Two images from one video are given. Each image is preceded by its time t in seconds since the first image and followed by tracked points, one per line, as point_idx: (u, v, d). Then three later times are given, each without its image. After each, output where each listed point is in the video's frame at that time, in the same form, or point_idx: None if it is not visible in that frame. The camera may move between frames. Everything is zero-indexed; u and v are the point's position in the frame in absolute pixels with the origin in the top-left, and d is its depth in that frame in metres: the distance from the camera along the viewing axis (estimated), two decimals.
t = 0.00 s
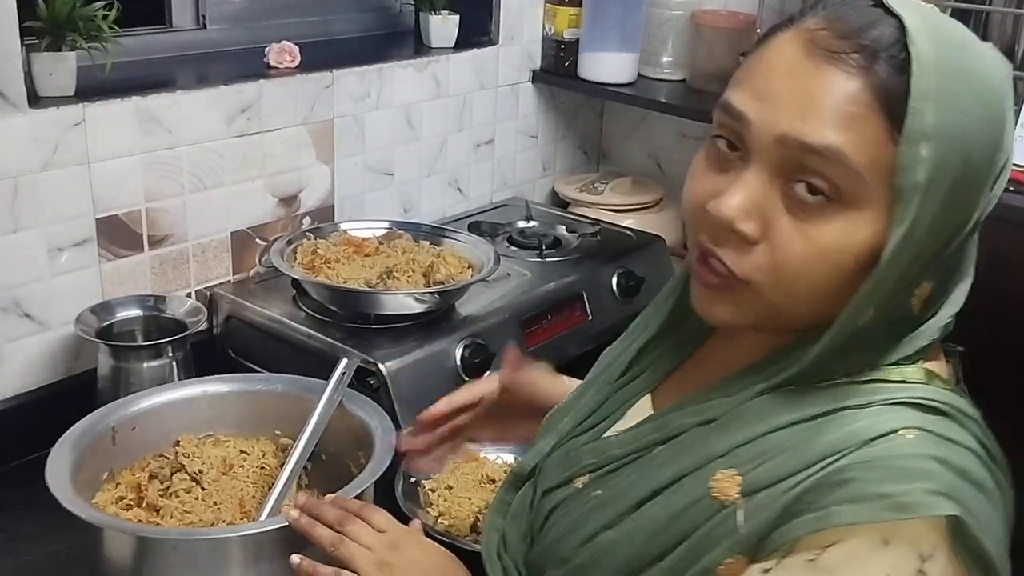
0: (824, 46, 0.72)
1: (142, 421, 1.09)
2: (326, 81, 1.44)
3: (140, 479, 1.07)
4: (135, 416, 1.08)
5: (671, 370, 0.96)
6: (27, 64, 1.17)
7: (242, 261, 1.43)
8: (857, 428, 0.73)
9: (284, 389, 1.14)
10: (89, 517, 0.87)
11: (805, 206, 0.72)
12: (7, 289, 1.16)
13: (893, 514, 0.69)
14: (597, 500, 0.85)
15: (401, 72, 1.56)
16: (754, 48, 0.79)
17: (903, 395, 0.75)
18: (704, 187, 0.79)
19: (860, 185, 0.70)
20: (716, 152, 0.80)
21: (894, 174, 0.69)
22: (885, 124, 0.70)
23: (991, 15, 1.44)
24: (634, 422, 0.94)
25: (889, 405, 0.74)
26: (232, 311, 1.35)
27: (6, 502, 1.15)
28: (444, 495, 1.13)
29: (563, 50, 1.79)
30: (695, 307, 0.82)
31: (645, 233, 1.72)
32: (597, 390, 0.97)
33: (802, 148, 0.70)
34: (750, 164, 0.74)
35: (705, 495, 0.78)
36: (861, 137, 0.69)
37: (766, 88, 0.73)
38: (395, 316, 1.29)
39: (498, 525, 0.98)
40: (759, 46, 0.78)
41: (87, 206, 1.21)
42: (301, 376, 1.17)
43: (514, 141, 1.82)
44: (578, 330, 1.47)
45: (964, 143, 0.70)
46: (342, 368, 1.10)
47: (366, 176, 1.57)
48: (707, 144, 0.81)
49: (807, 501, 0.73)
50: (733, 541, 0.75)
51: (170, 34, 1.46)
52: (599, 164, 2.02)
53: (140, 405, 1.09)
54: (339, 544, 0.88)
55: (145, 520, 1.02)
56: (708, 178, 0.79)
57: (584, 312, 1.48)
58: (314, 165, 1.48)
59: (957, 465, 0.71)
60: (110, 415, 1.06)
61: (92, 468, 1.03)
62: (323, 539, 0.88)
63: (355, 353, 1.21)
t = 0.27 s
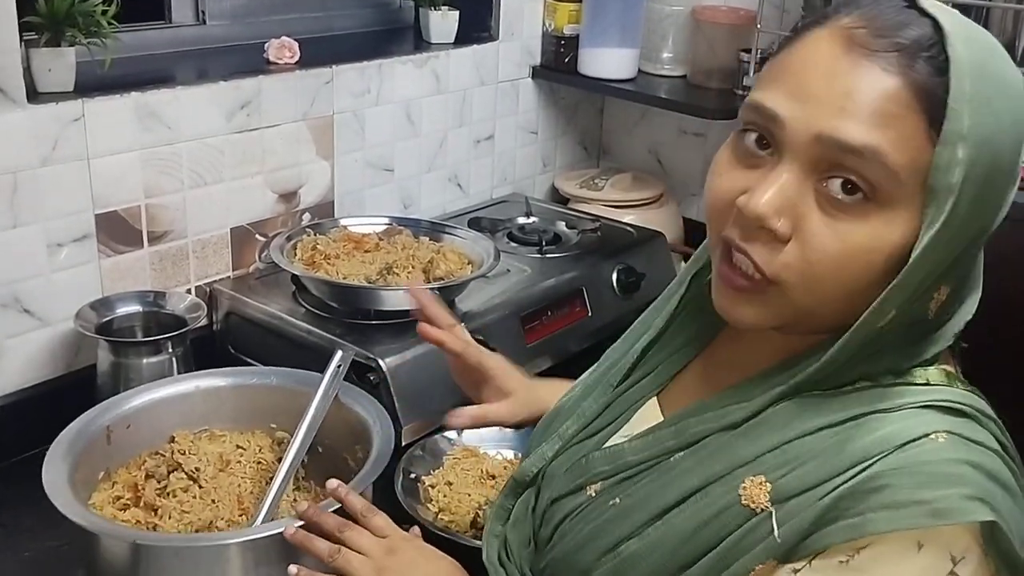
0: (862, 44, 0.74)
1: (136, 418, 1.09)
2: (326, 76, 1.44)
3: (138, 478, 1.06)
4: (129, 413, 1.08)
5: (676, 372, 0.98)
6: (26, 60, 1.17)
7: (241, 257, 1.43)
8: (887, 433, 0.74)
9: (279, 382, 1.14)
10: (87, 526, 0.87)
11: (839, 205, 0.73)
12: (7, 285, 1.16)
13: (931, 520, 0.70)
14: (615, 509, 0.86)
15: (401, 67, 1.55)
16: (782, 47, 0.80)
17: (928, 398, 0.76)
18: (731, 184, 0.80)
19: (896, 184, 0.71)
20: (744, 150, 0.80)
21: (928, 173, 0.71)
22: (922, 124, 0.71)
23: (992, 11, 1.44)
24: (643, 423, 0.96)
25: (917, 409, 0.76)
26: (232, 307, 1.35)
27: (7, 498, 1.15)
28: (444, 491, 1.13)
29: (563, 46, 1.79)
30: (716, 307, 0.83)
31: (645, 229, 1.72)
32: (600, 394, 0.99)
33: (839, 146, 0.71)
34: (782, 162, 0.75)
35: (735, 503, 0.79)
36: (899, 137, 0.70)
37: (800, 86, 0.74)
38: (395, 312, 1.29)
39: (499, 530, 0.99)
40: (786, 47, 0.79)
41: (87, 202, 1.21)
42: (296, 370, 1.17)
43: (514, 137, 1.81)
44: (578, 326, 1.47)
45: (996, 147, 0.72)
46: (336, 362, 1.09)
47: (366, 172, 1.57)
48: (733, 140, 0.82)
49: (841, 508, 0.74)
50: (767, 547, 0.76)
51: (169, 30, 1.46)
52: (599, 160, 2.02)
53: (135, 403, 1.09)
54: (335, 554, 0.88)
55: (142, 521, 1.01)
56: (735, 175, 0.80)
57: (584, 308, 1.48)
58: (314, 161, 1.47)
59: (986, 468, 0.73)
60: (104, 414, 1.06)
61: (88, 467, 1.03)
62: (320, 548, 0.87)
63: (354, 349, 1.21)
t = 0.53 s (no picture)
0: (855, 43, 0.71)
1: (137, 415, 1.09)
2: (326, 74, 1.44)
3: (138, 475, 1.06)
4: (129, 411, 1.08)
5: (677, 367, 0.96)
6: (25, 57, 1.17)
7: (241, 255, 1.43)
8: (894, 427, 0.73)
9: (279, 380, 1.14)
10: (88, 519, 0.87)
11: (826, 204, 0.70)
12: (7, 282, 1.16)
13: (939, 513, 0.69)
14: (620, 503, 0.84)
15: (400, 65, 1.55)
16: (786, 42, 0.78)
17: (935, 394, 0.75)
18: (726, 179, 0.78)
19: (884, 186, 0.68)
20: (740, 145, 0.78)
21: (918, 176, 0.68)
22: (913, 125, 0.68)
23: (992, 8, 1.44)
24: (643, 418, 0.93)
25: (925, 403, 0.74)
26: (232, 304, 1.35)
27: (7, 496, 1.15)
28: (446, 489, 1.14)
29: (563, 44, 1.78)
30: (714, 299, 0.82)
31: (645, 226, 1.72)
32: (606, 385, 0.97)
33: (825, 144, 0.69)
34: (773, 158, 0.73)
35: (741, 495, 0.77)
36: (887, 136, 0.68)
37: (792, 83, 0.72)
38: (395, 309, 1.29)
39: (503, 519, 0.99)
40: (787, 45, 0.76)
41: (87, 198, 1.21)
42: (296, 367, 1.17)
43: (514, 134, 1.81)
44: (578, 324, 1.47)
45: (995, 146, 0.68)
46: (337, 360, 1.08)
47: (365, 170, 1.57)
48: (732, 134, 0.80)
49: (847, 501, 0.72)
50: (773, 539, 0.75)
51: (168, 27, 1.46)
52: (599, 158, 2.02)
53: (135, 400, 1.09)
54: (335, 546, 0.86)
55: (143, 517, 1.01)
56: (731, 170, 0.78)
57: (583, 306, 1.48)
58: (313, 159, 1.47)
59: (994, 463, 0.72)
60: (104, 411, 1.06)
61: (88, 464, 1.03)
62: (320, 541, 0.86)
63: (354, 347, 1.21)
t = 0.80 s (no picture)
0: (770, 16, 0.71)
1: (138, 405, 1.09)
2: (326, 65, 1.44)
3: (139, 464, 1.06)
4: (129, 401, 1.08)
5: (687, 348, 0.95)
6: (24, 48, 1.16)
7: (241, 246, 1.42)
8: (872, 411, 0.72)
9: (280, 371, 1.14)
10: (87, 509, 0.87)
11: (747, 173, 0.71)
12: (7, 273, 1.16)
13: (912, 496, 0.68)
14: (608, 477, 0.84)
15: (400, 56, 1.55)
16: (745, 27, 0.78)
17: (921, 378, 0.74)
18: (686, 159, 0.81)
19: (789, 147, 0.68)
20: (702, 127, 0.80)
21: (817, 136, 0.67)
22: (813, 87, 0.67)
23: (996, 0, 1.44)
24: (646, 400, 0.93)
25: (908, 388, 0.73)
26: (232, 295, 1.35)
27: (8, 486, 1.16)
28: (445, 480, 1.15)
29: (564, 34, 1.78)
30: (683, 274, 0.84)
31: (646, 218, 1.72)
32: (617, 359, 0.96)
33: (733, 112, 0.70)
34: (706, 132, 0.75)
35: (719, 474, 0.76)
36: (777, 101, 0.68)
37: (717, 60, 0.74)
38: (395, 300, 1.29)
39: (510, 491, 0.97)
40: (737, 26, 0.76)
41: (86, 188, 1.21)
42: (298, 358, 1.16)
43: (514, 125, 1.81)
44: (578, 315, 1.47)
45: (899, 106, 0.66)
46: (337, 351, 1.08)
47: (365, 161, 1.56)
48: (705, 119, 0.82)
49: (821, 483, 0.72)
50: (745, 520, 0.74)
51: (168, 18, 1.46)
52: (600, 149, 2.01)
53: (137, 390, 1.09)
54: (329, 537, 0.86)
55: (143, 507, 1.01)
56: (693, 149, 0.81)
57: (584, 297, 1.48)
58: (313, 150, 1.47)
59: (974, 451, 0.71)
60: (104, 401, 1.06)
61: (88, 454, 1.03)
62: (312, 533, 0.86)
63: (355, 337, 1.21)
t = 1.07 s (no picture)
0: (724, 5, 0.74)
1: (139, 400, 1.09)
2: (326, 59, 1.44)
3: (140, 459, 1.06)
4: (130, 395, 1.08)
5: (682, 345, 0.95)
6: (24, 42, 1.16)
7: (241, 241, 1.42)
8: (840, 401, 0.72)
9: (281, 366, 1.14)
10: (90, 504, 0.87)
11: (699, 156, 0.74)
12: (8, 268, 1.16)
13: (869, 487, 0.68)
14: (591, 468, 0.86)
15: (400, 51, 1.55)
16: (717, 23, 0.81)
17: (891, 368, 0.73)
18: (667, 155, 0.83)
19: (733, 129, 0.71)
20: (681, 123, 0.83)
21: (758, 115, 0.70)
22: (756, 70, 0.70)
23: None
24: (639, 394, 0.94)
25: (879, 378, 0.73)
26: (232, 290, 1.35)
27: (7, 481, 1.16)
28: (445, 474, 1.15)
29: (565, 29, 1.77)
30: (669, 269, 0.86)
31: (646, 213, 1.72)
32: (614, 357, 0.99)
33: (685, 100, 0.74)
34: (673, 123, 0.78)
35: (690, 465, 0.78)
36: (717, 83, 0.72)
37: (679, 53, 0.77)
38: (395, 295, 1.29)
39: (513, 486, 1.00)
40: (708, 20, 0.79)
41: (86, 183, 1.21)
42: (298, 353, 1.17)
43: (514, 120, 1.81)
44: (578, 310, 1.47)
45: (835, 82, 0.68)
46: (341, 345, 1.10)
47: (365, 155, 1.56)
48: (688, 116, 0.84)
49: (783, 473, 0.72)
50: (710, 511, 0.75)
51: (168, 12, 1.46)
52: (600, 144, 2.01)
53: (139, 383, 1.09)
54: (335, 537, 0.88)
55: (145, 502, 1.01)
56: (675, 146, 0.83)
57: (584, 292, 1.48)
58: (313, 145, 1.47)
59: (942, 444, 0.70)
60: (106, 395, 1.06)
61: (90, 449, 1.03)
62: (318, 534, 0.88)
63: (354, 333, 1.21)
